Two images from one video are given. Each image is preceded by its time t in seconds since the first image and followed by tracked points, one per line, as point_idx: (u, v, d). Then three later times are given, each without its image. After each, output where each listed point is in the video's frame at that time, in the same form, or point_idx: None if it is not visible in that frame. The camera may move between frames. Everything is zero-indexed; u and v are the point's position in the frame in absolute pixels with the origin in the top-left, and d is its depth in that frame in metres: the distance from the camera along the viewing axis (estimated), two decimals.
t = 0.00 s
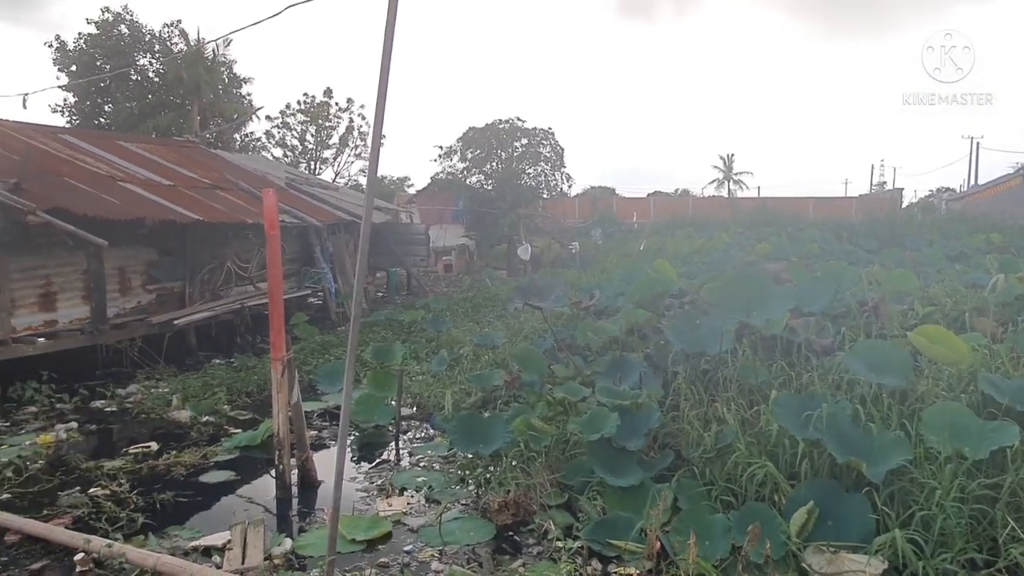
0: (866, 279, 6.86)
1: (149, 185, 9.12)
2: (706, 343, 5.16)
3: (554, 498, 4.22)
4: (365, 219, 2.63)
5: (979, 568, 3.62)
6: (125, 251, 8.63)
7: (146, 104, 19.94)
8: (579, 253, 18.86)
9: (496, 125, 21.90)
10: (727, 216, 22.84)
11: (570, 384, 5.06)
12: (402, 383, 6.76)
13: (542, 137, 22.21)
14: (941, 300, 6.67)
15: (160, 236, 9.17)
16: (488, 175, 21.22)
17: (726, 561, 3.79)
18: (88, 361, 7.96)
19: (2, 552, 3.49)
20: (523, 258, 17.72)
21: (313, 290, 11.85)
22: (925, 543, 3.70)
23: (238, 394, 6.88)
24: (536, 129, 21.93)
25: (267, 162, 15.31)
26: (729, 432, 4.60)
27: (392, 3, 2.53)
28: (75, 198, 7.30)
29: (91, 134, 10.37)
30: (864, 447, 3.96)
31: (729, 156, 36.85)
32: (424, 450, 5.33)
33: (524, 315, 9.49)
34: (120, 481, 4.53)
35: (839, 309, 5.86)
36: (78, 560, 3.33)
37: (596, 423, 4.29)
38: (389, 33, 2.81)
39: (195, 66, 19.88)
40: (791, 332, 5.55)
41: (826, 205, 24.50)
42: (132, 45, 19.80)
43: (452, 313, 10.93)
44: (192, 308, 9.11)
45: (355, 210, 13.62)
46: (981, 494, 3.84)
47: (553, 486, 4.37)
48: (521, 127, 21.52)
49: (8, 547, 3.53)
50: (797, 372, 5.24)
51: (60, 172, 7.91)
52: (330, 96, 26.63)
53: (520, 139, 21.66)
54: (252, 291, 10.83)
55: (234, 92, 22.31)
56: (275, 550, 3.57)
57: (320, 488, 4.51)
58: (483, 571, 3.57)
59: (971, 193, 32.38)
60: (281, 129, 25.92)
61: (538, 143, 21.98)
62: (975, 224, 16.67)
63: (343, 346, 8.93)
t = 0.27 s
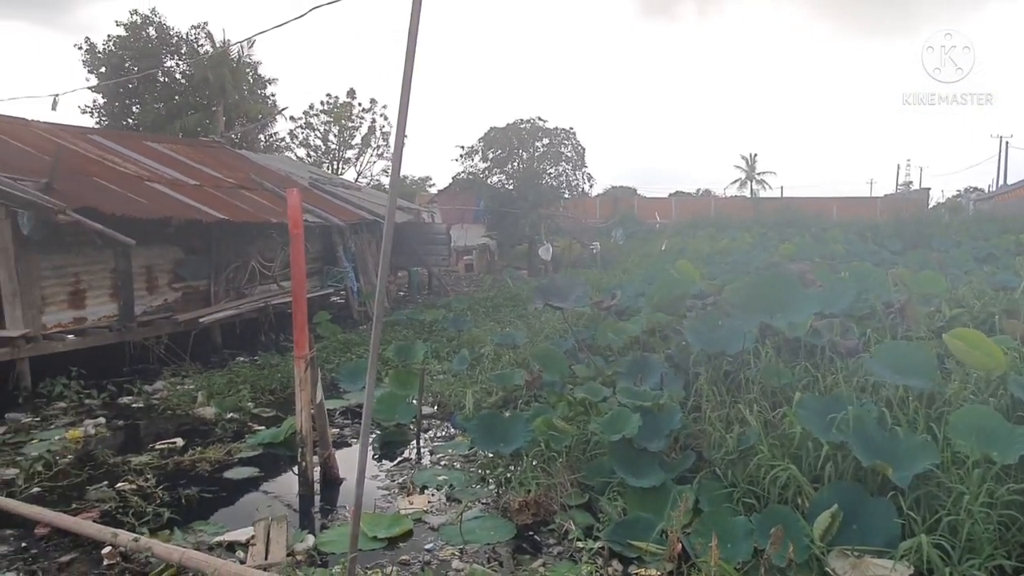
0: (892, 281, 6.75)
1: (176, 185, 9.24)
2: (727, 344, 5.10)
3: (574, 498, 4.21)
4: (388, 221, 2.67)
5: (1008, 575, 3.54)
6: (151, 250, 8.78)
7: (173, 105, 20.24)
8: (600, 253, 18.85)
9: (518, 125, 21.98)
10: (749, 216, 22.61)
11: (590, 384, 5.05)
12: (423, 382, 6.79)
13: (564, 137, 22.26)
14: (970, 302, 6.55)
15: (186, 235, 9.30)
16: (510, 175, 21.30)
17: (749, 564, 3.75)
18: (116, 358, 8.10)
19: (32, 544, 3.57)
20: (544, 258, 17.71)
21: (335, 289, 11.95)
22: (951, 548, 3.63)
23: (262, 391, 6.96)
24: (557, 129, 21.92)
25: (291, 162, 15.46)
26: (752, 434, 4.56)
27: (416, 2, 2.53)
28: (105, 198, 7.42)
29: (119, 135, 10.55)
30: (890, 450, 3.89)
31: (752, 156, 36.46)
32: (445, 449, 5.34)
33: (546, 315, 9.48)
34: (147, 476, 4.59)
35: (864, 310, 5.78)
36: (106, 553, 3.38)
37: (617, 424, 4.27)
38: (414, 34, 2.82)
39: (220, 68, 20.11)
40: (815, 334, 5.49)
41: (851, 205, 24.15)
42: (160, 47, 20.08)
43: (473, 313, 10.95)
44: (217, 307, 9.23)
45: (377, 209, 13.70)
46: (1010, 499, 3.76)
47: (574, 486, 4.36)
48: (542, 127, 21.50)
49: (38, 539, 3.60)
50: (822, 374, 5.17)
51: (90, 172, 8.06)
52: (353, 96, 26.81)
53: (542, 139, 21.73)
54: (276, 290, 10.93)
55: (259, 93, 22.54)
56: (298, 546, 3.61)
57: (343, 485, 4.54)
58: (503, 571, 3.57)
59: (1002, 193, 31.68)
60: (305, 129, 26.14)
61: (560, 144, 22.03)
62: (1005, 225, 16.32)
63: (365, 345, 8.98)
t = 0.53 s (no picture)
0: (932, 282, 6.59)
1: (213, 186, 9.41)
2: (760, 346, 5.03)
3: (605, 499, 4.18)
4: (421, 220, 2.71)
5: None
6: (188, 249, 8.96)
7: (210, 107, 20.62)
8: (630, 254, 18.78)
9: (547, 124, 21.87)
10: (781, 216, 22.27)
11: (621, 385, 5.02)
12: (454, 382, 6.81)
13: (594, 136, 22.06)
14: (1013, 305, 6.36)
15: (222, 235, 9.47)
16: (540, 175, 21.23)
17: (783, 568, 3.69)
18: (155, 356, 8.28)
19: (75, 535, 3.66)
20: (574, 258, 17.69)
21: (366, 289, 12.06)
22: (993, 557, 3.52)
23: (295, 389, 7.04)
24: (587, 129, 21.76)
25: (324, 163, 15.65)
26: (786, 437, 4.48)
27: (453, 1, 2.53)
28: (145, 199, 7.58)
29: (158, 137, 10.78)
30: (929, 455, 3.79)
31: (785, 156, 35.88)
32: (475, 448, 5.34)
33: (576, 315, 9.44)
34: (184, 471, 4.68)
35: (901, 313, 5.65)
36: (145, 546, 3.45)
37: (649, 425, 4.24)
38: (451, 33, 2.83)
39: (255, 70, 20.43)
40: (851, 336, 5.38)
41: (887, 205, 23.66)
42: (197, 50, 20.46)
43: (503, 313, 10.95)
44: (251, 305, 9.39)
45: (409, 209, 13.80)
46: None
47: (604, 487, 4.33)
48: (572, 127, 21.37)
49: (80, 531, 3.69)
50: (857, 377, 5.06)
51: (130, 173, 8.25)
52: (384, 97, 27.03)
53: (572, 139, 21.56)
54: (310, 289, 11.04)
55: (293, 94, 22.86)
56: (331, 543, 3.64)
57: (374, 483, 4.57)
58: (534, 571, 3.56)
59: None
60: (337, 130, 26.44)
61: (589, 143, 21.89)
62: None
63: (396, 344, 9.05)
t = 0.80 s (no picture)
0: (979, 287, 6.39)
1: (253, 186, 9.59)
2: (798, 350, 4.94)
3: (639, 502, 4.15)
4: (456, 222, 2.80)
5: None
6: (229, 248, 9.15)
7: (251, 108, 21.02)
8: (665, 255, 18.65)
9: (582, 126, 22.19)
10: (817, 219, 21.87)
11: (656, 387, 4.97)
12: (487, 382, 6.82)
13: (628, 138, 22.65)
14: None
15: (261, 234, 9.64)
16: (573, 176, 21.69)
17: None
18: (195, 352, 8.46)
19: (118, 527, 3.75)
20: (608, 259, 17.62)
21: (401, 288, 12.17)
22: None
23: (331, 386, 7.13)
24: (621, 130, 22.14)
25: (361, 163, 15.84)
26: (824, 443, 4.39)
27: None
28: (188, 198, 7.76)
29: (201, 138, 11.04)
30: (974, 464, 3.68)
31: (824, 156, 35.15)
32: (508, 448, 5.34)
33: (611, 317, 9.38)
34: (223, 466, 4.77)
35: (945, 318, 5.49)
36: (185, 539, 3.53)
37: (683, 428, 4.19)
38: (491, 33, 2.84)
39: (294, 72, 20.77)
40: (891, 341, 5.26)
41: (930, 207, 23.05)
42: (238, 53, 20.87)
43: (536, 314, 10.94)
44: (288, 304, 9.54)
45: (443, 210, 13.87)
46: None
47: (638, 491, 4.28)
48: (606, 129, 21.69)
49: (124, 522, 3.79)
50: (899, 383, 4.94)
51: (175, 173, 8.46)
52: (420, 99, 27.26)
53: (605, 140, 22.20)
54: (347, 288, 11.15)
55: (331, 96, 23.19)
56: (366, 539, 3.68)
57: (408, 481, 4.60)
58: (567, 573, 3.54)
59: None
60: (373, 131, 26.74)
61: (623, 145, 22.59)
62: None
63: (430, 344, 9.10)
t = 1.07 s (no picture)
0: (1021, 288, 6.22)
1: (286, 185, 9.72)
2: (832, 351, 4.86)
3: (669, 503, 4.11)
4: (488, 220, 2.84)
5: None
6: (263, 246, 9.29)
7: (284, 108, 21.33)
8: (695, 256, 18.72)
9: (613, 123, 21.35)
10: (850, 219, 21.51)
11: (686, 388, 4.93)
12: (517, 380, 6.83)
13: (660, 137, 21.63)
14: None
15: (295, 233, 9.77)
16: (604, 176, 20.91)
17: None
18: (230, 348, 8.64)
19: (156, 518, 3.83)
20: (638, 259, 17.55)
21: (430, 287, 12.25)
22: None
23: (362, 383, 7.20)
24: (653, 128, 21.17)
25: (392, 163, 15.97)
26: (859, 446, 4.30)
27: None
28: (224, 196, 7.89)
29: (237, 138, 11.23)
30: (1016, 470, 3.57)
31: (859, 154, 34.58)
32: (538, 447, 5.34)
33: (641, 316, 9.33)
34: (257, 460, 4.84)
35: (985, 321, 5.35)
36: (220, 532, 3.59)
37: (714, 429, 4.14)
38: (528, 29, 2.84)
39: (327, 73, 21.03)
40: (929, 343, 5.15)
41: (969, 206, 22.53)
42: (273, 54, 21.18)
43: (566, 313, 10.93)
44: (320, 301, 9.66)
45: (473, 209, 13.93)
46: None
47: (668, 491, 4.25)
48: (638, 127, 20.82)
49: (161, 514, 3.87)
50: (937, 386, 4.83)
51: (211, 173, 8.62)
52: (450, 98, 27.40)
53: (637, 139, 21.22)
54: (378, 286, 11.24)
55: (362, 95, 23.43)
56: (397, 535, 3.71)
57: (437, 478, 4.62)
58: (596, 573, 3.53)
59: None
60: (404, 130, 26.96)
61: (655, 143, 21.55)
62: None
63: (460, 342, 9.15)
